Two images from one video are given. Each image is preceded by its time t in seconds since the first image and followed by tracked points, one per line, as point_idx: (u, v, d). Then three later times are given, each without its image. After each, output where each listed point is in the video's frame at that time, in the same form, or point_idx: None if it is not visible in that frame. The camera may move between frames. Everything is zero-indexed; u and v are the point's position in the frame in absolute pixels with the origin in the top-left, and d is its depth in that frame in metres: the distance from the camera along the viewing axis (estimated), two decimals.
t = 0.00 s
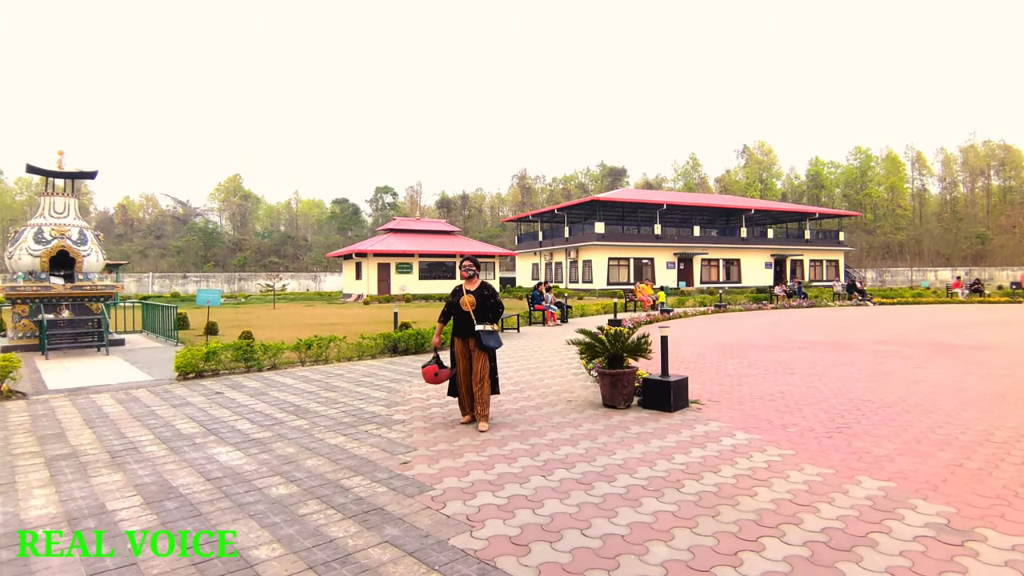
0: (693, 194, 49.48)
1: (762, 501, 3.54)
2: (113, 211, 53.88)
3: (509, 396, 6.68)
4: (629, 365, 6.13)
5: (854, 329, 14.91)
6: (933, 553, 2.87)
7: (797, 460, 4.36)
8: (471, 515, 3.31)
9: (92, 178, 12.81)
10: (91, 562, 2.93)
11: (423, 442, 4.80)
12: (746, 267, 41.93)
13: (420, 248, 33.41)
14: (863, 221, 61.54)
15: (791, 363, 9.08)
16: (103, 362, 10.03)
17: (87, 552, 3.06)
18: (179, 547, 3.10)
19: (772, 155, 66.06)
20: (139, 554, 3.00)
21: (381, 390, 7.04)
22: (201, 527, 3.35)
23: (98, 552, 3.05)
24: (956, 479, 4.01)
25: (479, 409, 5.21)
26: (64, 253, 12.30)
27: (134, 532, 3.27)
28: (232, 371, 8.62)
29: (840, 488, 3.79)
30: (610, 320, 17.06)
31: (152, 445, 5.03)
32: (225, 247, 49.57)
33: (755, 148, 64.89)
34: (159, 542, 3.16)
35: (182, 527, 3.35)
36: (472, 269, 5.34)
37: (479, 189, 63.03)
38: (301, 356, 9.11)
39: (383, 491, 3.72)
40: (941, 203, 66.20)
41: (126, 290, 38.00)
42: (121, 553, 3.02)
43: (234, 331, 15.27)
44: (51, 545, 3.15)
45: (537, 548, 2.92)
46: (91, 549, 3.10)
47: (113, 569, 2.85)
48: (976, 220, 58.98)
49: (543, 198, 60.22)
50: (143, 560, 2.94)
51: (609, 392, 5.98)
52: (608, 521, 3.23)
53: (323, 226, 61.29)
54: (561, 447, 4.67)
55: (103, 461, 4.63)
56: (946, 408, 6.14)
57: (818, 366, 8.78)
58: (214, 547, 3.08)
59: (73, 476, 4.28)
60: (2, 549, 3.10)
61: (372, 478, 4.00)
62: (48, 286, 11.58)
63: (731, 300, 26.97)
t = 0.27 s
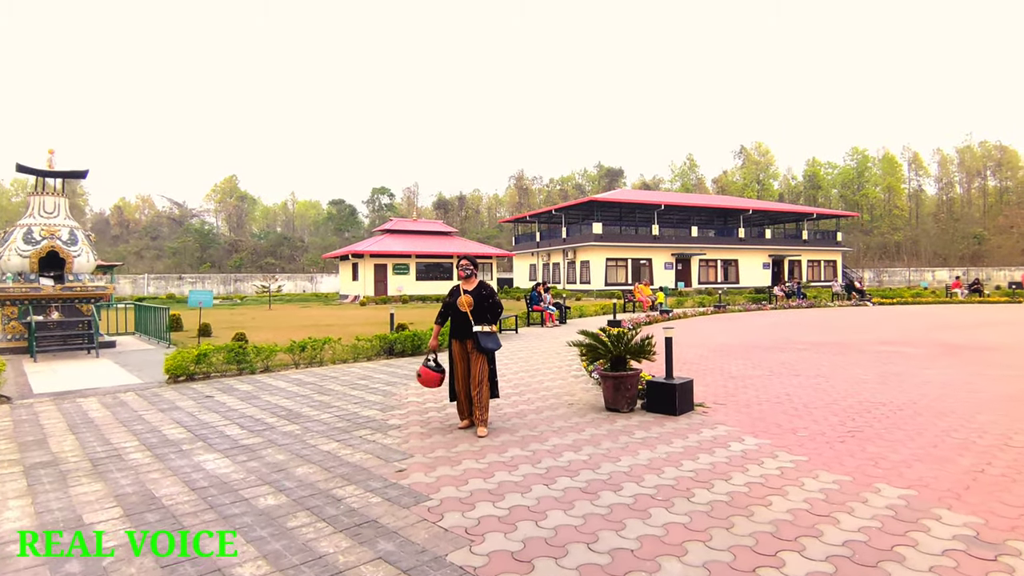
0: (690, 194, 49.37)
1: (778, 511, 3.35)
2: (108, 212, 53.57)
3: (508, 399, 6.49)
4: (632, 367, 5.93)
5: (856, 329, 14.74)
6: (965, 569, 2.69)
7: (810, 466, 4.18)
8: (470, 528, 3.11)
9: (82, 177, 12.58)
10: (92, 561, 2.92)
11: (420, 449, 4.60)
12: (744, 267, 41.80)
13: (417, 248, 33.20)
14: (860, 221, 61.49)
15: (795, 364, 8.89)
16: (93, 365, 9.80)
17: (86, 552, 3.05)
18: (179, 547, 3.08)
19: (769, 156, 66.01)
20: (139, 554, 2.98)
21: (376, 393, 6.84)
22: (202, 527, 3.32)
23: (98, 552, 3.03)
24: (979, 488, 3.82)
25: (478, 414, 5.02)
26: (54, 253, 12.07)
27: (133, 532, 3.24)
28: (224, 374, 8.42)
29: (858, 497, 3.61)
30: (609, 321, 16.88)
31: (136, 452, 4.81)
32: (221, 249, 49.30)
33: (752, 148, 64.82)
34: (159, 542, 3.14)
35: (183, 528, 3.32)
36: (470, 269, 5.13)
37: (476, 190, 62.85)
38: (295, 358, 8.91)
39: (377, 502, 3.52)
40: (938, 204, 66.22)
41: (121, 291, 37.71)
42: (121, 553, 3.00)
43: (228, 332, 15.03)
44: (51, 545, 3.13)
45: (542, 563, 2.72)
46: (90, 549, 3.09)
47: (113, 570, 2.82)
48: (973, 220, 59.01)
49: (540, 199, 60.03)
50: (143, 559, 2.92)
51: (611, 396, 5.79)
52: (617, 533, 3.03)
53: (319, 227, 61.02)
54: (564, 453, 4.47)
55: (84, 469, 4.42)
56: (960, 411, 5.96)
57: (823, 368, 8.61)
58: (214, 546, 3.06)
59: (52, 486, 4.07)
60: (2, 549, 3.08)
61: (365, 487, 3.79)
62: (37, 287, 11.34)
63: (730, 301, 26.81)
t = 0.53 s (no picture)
0: (685, 190, 49.26)
1: (789, 522, 3.16)
2: (99, 206, 53.04)
3: (503, 399, 6.28)
4: (631, 366, 5.72)
5: (854, 326, 14.61)
6: None
7: (820, 473, 3.98)
8: (463, 543, 2.90)
9: (67, 169, 12.30)
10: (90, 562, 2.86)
11: (410, 453, 4.38)
12: (739, 264, 41.70)
13: (411, 244, 32.95)
14: (854, 218, 61.49)
15: (796, 362, 8.71)
16: (75, 362, 9.53)
17: (86, 552, 2.98)
18: (178, 547, 3.02)
19: (764, 152, 65.93)
20: (139, 554, 2.92)
21: (366, 392, 6.62)
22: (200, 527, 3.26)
23: (97, 551, 2.98)
24: (998, 497, 3.64)
25: (471, 415, 4.80)
26: (37, 248, 11.78)
27: (132, 533, 3.18)
28: (210, 372, 8.17)
29: (873, 507, 3.42)
30: (605, 317, 16.69)
31: (112, 456, 4.57)
32: (213, 244, 48.89)
33: (748, 145, 64.71)
34: (159, 542, 3.08)
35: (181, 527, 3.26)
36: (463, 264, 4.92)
37: (471, 185, 62.56)
38: (283, 356, 8.67)
39: (364, 513, 3.31)
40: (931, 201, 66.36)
41: (112, 287, 37.30)
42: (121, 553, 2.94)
43: (217, 329, 14.76)
44: (51, 545, 3.07)
45: None
46: (91, 549, 3.02)
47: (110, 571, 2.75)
48: (966, 217, 59.14)
49: (535, 194, 59.81)
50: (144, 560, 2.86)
51: (610, 396, 5.59)
52: (619, 549, 2.83)
53: (313, 222, 60.62)
54: (561, 458, 4.27)
55: (55, 476, 4.17)
56: (969, 413, 5.79)
57: (824, 366, 8.44)
58: (213, 547, 3.00)
59: (19, 495, 3.82)
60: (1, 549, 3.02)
61: (352, 496, 3.58)
62: (19, 283, 11.04)
63: (726, 297, 26.68)
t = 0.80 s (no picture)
0: (668, 189, 49.39)
1: (788, 533, 3.01)
2: (73, 201, 51.95)
3: (487, 401, 6.09)
4: (619, 368, 5.56)
5: (837, 324, 14.61)
6: None
7: (816, 477, 3.84)
8: (444, 558, 2.72)
9: (35, 162, 11.87)
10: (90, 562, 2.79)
11: (390, 459, 4.17)
12: (721, 262, 41.87)
13: (393, 240, 32.62)
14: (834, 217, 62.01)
15: (783, 362, 8.62)
16: (41, 363, 9.16)
17: (86, 553, 2.92)
18: (178, 548, 2.96)
19: (746, 151, 66.37)
20: (139, 554, 2.87)
21: (345, 394, 6.40)
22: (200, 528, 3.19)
23: (96, 552, 2.91)
24: (999, 503, 3.53)
25: (453, 418, 4.61)
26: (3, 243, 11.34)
27: (133, 533, 3.11)
28: (182, 372, 7.89)
29: (873, 515, 3.28)
30: (589, 315, 16.57)
31: (72, 464, 4.30)
32: (191, 240, 48.11)
33: (729, 143, 65.09)
34: (158, 543, 3.02)
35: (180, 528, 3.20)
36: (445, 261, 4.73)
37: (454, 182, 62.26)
38: (259, 356, 8.41)
39: (339, 526, 3.11)
40: (909, 200, 67.26)
41: (86, 283, 36.51)
42: (119, 554, 2.88)
43: (193, 326, 14.37)
44: (50, 546, 3.00)
45: None
46: (91, 550, 2.96)
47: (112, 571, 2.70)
48: (942, 217, 60.03)
49: (518, 192, 59.66)
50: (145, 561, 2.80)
51: (597, 398, 5.42)
52: (611, 563, 2.66)
53: (293, 219, 59.91)
54: (548, 463, 4.09)
55: (9, 486, 3.90)
56: (960, 414, 5.71)
57: (811, 365, 8.36)
58: (214, 547, 2.95)
59: None
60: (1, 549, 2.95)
61: (327, 507, 3.38)
62: None
63: (708, 295, 26.71)
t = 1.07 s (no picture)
0: (656, 195, 49.45)
1: (804, 554, 2.81)
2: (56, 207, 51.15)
3: (478, 412, 5.86)
4: (615, 377, 5.35)
5: (828, 330, 14.52)
6: None
7: (827, 493, 3.65)
8: None
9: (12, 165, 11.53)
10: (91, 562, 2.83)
11: (377, 475, 3.94)
12: (709, 268, 41.91)
13: (380, 246, 32.33)
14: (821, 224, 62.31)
15: (779, 369, 8.46)
16: (15, 372, 8.82)
17: (85, 553, 2.95)
18: (178, 547, 3.00)
19: (733, 158, 66.74)
20: (140, 554, 2.90)
21: (331, 404, 6.16)
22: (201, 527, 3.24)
23: (97, 552, 2.95)
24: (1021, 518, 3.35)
25: (443, 430, 4.38)
26: None
27: (133, 533, 3.16)
28: (161, 382, 7.61)
29: (890, 533, 3.09)
30: (579, 322, 16.38)
31: (37, 482, 4.03)
32: (177, 246, 47.52)
33: (717, 151, 65.42)
34: (158, 543, 3.06)
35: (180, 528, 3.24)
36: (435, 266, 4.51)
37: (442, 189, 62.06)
38: (242, 365, 8.13)
39: (322, 550, 2.88)
40: (893, 208, 67.88)
41: (68, 290, 35.89)
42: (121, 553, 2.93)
43: (176, 334, 14.03)
44: (50, 545, 3.04)
45: None
46: (91, 548, 3.00)
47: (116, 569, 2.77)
48: (927, 224, 60.57)
49: (506, 199, 59.57)
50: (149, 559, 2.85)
51: (593, 408, 5.22)
52: None
53: (280, 225, 59.40)
54: (545, 478, 3.87)
55: None
56: (965, 422, 5.56)
57: (808, 373, 8.20)
58: (212, 548, 2.98)
59: None
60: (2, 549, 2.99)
61: (309, 529, 3.14)
62: None
63: (698, 302, 26.61)
